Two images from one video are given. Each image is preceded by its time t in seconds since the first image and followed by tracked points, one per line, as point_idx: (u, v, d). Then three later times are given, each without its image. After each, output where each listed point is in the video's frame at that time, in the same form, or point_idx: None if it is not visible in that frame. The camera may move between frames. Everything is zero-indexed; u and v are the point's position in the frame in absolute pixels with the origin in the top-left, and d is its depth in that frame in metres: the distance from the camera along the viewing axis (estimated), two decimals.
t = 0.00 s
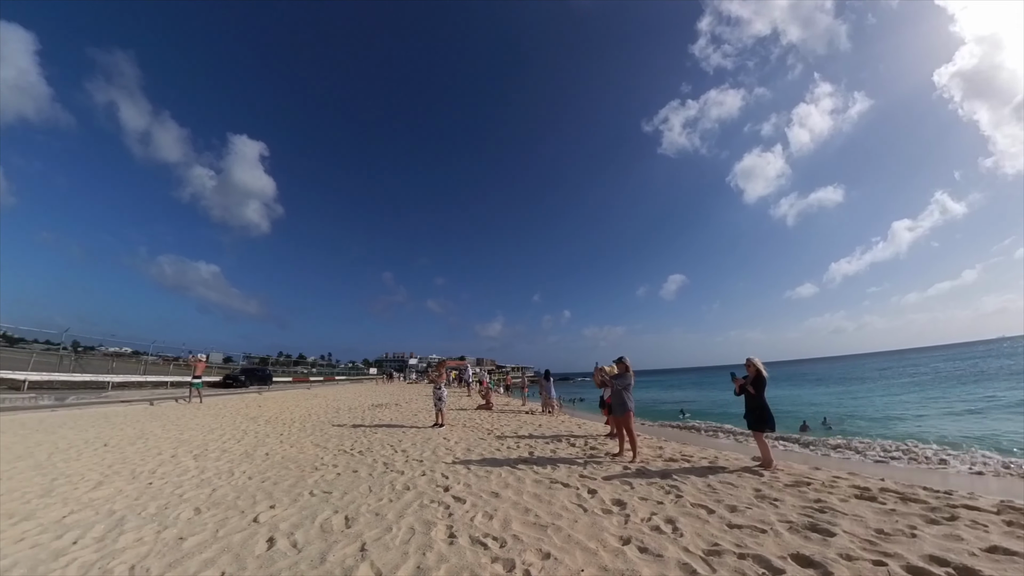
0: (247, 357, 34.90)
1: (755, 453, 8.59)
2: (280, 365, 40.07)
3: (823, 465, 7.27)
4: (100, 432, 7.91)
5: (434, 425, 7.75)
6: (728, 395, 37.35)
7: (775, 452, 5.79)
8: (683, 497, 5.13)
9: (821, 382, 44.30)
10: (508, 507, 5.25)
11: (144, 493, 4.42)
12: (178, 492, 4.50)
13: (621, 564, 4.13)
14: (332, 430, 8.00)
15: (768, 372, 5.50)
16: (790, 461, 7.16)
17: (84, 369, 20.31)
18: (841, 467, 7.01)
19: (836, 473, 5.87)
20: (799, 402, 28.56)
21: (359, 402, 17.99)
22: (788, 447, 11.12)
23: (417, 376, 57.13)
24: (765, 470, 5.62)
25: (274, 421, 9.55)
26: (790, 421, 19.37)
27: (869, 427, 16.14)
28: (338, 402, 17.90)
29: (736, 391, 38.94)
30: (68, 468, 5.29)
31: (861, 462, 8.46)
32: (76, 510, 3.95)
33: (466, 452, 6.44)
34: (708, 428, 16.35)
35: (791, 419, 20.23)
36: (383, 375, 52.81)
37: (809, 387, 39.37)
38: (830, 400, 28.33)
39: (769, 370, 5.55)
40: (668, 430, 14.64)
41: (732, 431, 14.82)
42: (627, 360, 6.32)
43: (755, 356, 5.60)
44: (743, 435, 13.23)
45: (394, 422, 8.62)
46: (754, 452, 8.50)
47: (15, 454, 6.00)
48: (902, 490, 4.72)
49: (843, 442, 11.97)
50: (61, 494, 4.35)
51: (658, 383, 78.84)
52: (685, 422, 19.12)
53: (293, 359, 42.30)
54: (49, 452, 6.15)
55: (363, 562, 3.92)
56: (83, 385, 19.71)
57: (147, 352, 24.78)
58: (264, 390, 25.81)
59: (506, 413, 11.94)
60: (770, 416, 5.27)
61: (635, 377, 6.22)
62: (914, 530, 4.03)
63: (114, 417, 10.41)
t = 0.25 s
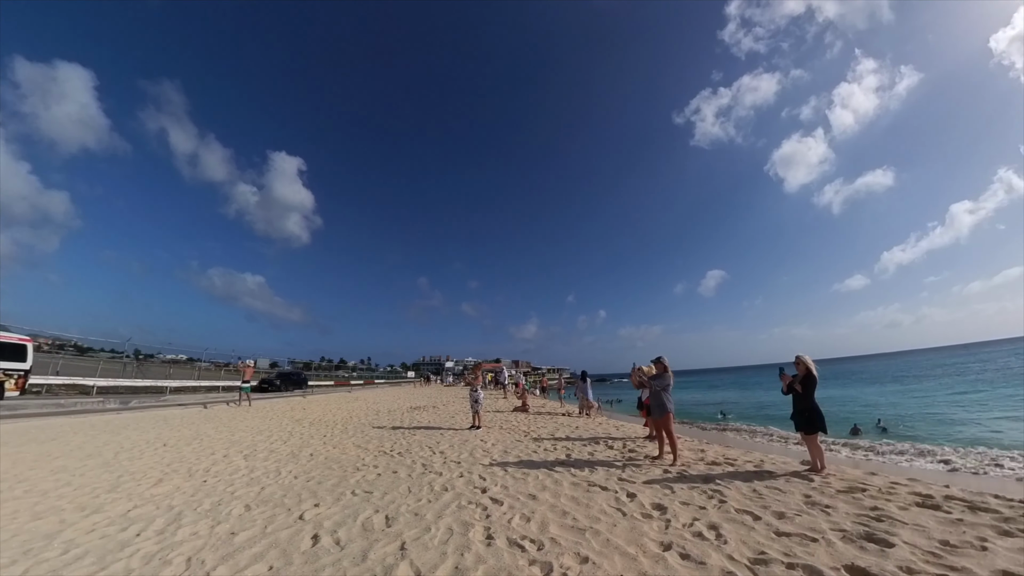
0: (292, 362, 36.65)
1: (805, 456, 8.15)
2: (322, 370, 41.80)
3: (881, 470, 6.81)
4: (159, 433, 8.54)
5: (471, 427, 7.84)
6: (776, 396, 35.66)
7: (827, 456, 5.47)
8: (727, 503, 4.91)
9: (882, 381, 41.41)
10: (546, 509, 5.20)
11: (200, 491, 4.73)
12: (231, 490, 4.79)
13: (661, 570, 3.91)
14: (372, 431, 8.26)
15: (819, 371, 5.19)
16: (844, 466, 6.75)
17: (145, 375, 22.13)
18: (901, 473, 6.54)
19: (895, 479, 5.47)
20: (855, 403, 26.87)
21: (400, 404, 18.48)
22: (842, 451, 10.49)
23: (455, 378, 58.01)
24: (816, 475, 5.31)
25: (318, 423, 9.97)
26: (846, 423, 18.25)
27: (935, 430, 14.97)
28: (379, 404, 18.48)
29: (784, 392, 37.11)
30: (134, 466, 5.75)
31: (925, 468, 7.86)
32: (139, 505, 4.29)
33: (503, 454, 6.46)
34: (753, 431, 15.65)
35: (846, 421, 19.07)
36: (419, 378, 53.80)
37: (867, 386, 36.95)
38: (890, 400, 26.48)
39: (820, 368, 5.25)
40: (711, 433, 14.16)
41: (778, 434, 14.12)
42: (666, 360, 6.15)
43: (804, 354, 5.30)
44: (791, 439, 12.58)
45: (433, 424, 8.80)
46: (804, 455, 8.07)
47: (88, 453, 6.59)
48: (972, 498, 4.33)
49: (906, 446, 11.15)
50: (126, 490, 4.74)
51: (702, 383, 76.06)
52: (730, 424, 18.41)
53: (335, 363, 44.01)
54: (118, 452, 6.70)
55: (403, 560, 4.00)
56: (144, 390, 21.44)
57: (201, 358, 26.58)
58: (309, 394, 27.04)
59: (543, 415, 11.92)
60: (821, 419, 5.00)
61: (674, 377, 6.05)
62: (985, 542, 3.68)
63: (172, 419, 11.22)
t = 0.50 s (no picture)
0: (334, 366, 38.23)
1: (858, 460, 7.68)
2: (362, 374, 43.11)
3: (945, 475, 6.32)
4: (211, 433, 9.13)
5: (508, 428, 7.88)
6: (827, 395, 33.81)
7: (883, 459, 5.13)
8: (774, 508, 4.67)
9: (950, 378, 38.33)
10: (584, 512, 5.12)
11: (249, 488, 5.02)
12: (278, 488, 5.05)
13: None
14: (411, 433, 8.46)
15: (876, 369, 4.88)
16: (903, 471, 6.31)
17: (200, 379, 23.65)
18: (968, 479, 6.04)
19: (961, 486, 5.06)
20: (918, 403, 25.06)
21: (437, 406, 18.85)
22: (901, 454, 9.81)
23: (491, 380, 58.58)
24: (872, 481, 4.98)
25: (359, 425, 10.34)
26: (907, 424, 17.05)
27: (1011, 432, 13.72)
28: (418, 406, 18.94)
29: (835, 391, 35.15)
30: (191, 465, 6.18)
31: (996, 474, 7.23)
32: (195, 501, 4.61)
33: (540, 456, 6.45)
34: (802, 433, 14.87)
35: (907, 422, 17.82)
36: (457, 379, 54.43)
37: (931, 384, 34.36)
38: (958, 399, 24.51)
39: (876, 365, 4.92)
40: (756, 435, 13.60)
41: (830, 436, 13.34)
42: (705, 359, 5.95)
43: (858, 350, 4.98)
44: (844, 441, 11.88)
45: (470, 426, 8.92)
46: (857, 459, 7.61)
47: (150, 451, 7.15)
48: None
49: (975, 450, 10.30)
50: (184, 487, 5.11)
51: (749, 382, 72.83)
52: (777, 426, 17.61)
53: (374, 367, 45.53)
54: (176, 451, 7.21)
55: (441, 559, 4.06)
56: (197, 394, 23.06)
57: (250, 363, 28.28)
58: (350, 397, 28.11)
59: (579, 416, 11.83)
60: (878, 420, 4.71)
61: (714, 376, 5.84)
62: None
63: (223, 421, 11.96)
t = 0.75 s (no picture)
0: (379, 370, 39.63)
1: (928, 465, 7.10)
2: (407, 376, 44.40)
3: None
4: (266, 434, 9.74)
5: (550, 429, 7.85)
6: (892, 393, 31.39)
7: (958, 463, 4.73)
8: (833, 516, 4.37)
9: None
10: (629, 515, 5.00)
11: (303, 486, 5.31)
12: (330, 486, 5.31)
13: None
14: (455, 434, 8.61)
15: (948, 364, 4.53)
16: (980, 477, 5.78)
17: (257, 383, 25.39)
18: None
19: None
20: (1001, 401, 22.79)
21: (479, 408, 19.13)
22: (978, 458, 8.98)
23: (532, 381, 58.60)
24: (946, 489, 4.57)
25: (405, 426, 10.67)
26: (987, 425, 15.57)
27: None
28: (461, 408, 19.30)
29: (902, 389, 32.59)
30: (249, 463, 6.62)
31: None
32: (254, 497, 4.94)
33: (583, 457, 6.38)
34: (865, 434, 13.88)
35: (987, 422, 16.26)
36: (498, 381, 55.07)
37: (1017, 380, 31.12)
38: None
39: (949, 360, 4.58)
40: (811, 437, 12.86)
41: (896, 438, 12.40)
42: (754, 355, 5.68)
43: (927, 344, 4.64)
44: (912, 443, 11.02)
45: (512, 427, 8.97)
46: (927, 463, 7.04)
47: (212, 451, 7.76)
48: None
49: None
50: (244, 483, 5.48)
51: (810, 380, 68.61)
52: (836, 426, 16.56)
53: (418, 370, 46.79)
54: (235, 451, 7.74)
55: (485, 559, 4.10)
56: (253, 397, 24.70)
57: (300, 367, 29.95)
58: (394, 399, 29.05)
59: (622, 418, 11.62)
60: (952, 420, 4.39)
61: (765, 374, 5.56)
62: None
63: (277, 422, 12.74)
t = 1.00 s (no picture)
0: (414, 371, 40.53)
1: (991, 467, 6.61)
2: (442, 377, 45.21)
3: None
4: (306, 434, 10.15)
5: (584, 430, 7.79)
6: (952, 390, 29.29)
7: None
8: (885, 522, 4.11)
9: None
10: (665, 518, 4.89)
11: (342, 485, 5.50)
12: (369, 485, 5.48)
13: None
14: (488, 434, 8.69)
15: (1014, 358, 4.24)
16: None
17: (296, 386, 26.51)
18: None
19: None
20: None
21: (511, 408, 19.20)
22: None
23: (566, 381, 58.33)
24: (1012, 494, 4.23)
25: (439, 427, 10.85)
26: None
27: None
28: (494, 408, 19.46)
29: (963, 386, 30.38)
30: (291, 462, 6.93)
31: None
32: (296, 494, 5.17)
33: (618, 458, 6.29)
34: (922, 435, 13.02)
35: None
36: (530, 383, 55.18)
37: None
38: None
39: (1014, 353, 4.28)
40: (860, 437, 12.21)
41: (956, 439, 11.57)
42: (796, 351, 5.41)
43: (989, 337, 4.36)
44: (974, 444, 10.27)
45: (546, 427, 8.96)
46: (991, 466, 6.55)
47: (256, 450, 8.17)
48: None
49: None
50: (286, 481, 5.75)
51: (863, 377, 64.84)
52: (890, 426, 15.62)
53: (451, 371, 47.58)
54: (278, 450, 8.11)
55: (519, 559, 4.11)
56: (294, 399, 25.88)
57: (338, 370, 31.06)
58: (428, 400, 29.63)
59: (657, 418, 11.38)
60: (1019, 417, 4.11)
61: (808, 370, 5.31)
62: None
63: (315, 423, 13.26)
